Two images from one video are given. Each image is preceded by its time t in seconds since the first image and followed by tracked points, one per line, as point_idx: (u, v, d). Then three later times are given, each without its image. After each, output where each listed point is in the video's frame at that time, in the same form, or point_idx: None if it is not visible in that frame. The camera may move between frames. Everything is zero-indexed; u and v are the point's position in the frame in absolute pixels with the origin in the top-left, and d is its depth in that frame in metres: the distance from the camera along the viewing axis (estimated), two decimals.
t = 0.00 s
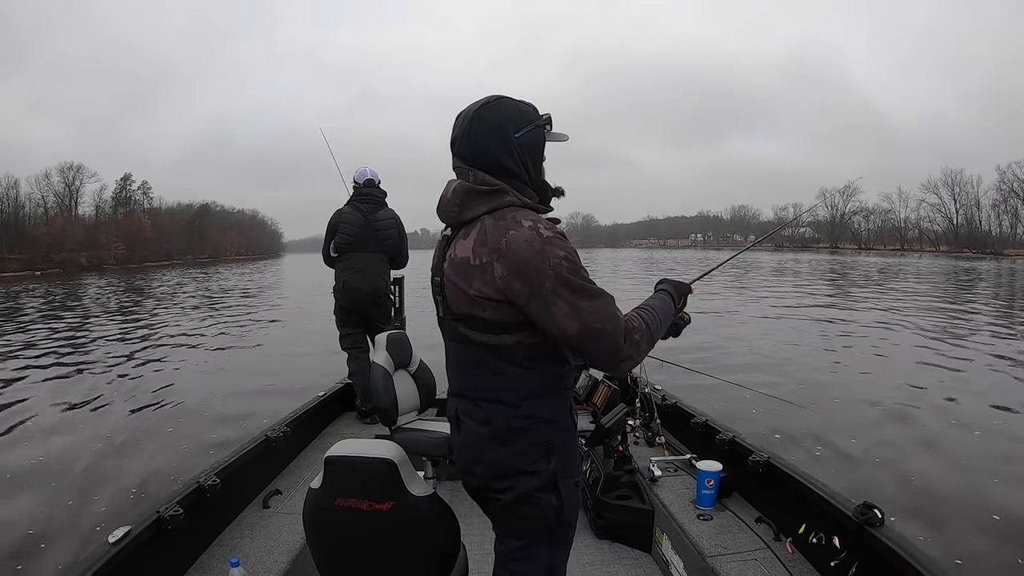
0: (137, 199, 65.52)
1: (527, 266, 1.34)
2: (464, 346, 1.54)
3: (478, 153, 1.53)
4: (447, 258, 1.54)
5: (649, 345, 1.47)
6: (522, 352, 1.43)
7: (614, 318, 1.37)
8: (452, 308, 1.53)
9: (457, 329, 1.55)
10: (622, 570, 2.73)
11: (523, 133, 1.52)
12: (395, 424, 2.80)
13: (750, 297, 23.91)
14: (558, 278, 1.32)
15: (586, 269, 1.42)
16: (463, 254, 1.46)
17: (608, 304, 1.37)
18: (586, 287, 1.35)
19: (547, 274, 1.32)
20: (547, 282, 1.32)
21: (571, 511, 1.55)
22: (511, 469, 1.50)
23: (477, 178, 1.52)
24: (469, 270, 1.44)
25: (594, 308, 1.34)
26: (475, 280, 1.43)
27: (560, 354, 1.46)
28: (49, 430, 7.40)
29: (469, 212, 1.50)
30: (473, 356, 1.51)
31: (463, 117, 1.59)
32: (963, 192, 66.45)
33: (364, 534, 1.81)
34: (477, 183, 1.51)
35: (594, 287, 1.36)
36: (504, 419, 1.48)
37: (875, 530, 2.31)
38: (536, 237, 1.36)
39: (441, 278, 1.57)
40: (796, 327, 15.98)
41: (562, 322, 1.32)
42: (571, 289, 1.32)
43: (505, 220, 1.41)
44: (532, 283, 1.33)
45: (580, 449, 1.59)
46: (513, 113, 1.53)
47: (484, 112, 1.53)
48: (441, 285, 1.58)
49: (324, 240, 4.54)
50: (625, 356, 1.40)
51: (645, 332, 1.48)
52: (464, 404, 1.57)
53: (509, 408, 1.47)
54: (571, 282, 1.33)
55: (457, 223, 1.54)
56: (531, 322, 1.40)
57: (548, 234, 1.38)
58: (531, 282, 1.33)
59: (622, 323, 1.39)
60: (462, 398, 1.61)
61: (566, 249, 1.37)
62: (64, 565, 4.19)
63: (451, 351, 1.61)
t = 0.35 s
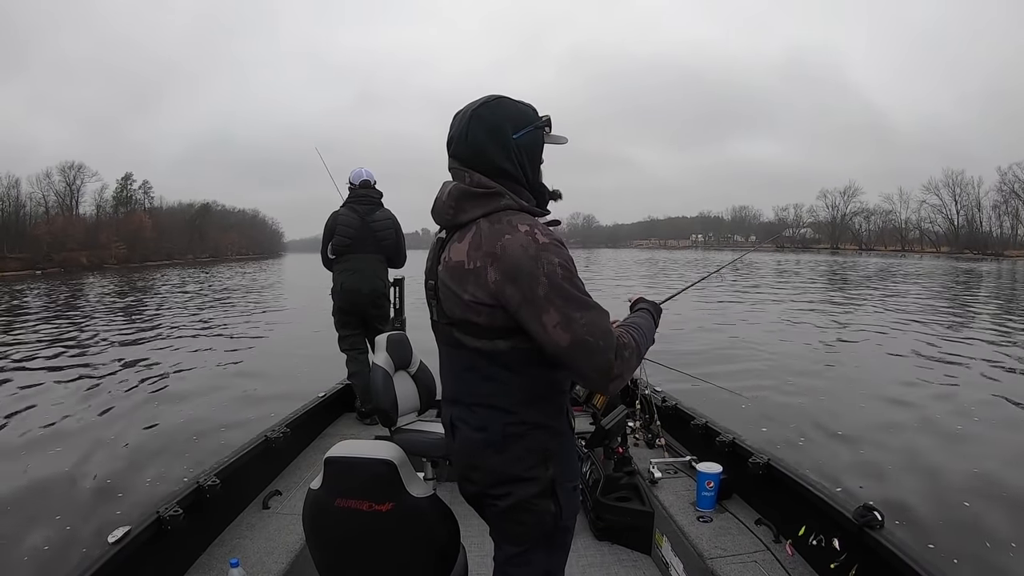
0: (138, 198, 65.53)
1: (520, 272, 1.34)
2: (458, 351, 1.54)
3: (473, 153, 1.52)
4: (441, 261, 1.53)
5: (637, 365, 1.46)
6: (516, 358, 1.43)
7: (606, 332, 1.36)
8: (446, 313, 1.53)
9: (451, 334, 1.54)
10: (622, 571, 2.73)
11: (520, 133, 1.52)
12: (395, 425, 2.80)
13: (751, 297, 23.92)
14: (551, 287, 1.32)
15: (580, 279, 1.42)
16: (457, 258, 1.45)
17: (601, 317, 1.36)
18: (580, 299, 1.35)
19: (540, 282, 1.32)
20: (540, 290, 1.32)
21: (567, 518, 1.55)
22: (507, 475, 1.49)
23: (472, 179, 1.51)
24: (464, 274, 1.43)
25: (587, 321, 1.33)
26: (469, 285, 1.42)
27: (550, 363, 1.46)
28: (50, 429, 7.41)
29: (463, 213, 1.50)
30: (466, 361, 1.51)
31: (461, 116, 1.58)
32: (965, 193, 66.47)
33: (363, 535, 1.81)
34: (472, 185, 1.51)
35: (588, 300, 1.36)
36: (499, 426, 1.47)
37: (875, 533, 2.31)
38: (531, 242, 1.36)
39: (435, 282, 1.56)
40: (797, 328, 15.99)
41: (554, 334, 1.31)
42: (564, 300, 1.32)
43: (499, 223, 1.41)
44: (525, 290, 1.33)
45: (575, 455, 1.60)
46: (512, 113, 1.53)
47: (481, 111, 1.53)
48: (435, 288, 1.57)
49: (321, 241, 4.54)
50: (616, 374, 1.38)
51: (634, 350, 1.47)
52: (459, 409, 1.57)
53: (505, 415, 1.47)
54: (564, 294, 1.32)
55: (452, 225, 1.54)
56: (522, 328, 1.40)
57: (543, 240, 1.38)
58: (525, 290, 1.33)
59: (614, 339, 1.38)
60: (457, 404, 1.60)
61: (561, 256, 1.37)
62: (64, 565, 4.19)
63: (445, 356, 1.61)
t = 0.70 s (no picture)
0: (139, 198, 65.51)
1: (524, 276, 1.33)
2: (460, 355, 1.53)
3: (477, 153, 1.52)
4: (444, 263, 1.52)
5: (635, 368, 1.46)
6: (519, 363, 1.43)
7: (608, 339, 1.36)
8: (448, 316, 1.53)
9: (453, 336, 1.54)
10: (622, 572, 2.73)
11: (524, 134, 1.52)
12: (395, 427, 2.79)
13: (751, 297, 23.93)
14: (555, 291, 1.32)
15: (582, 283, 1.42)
16: (460, 261, 1.44)
17: (603, 323, 1.37)
18: (583, 305, 1.35)
19: (544, 287, 1.32)
20: (543, 294, 1.31)
21: (571, 523, 1.56)
22: (509, 481, 1.49)
23: (475, 180, 1.51)
24: (466, 277, 1.43)
25: (589, 328, 1.33)
26: (472, 288, 1.42)
27: (551, 369, 1.46)
28: (49, 429, 7.40)
29: (466, 215, 1.49)
30: (469, 366, 1.51)
31: (464, 115, 1.58)
32: (965, 193, 66.46)
33: (363, 537, 1.81)
34: (475, 187, 1.50)
35: (591, 305, 1.36)
36: (501, 432, 1.47)
37: (875, 534, 2.31)
38: (536, 246, 1.35)
39: (437, 285, 1.56)
40: (797, 328, 16.00)
41: (556, 341, 1.31)
42: (568, 305, 1.32)
43: (503, 226, 1.41)
44: (529, 294, 1.32)
45: (577, 459, 1.60)
46: (515, 113, 1.52)
47: (484, 111, 1.52)
48: (437, 291, 1.56)
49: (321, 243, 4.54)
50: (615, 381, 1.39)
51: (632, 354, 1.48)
52: (460, 414, 1.56)
53: (508, 419, 1.47)
54: (567, 299, 1.32)
55: (454, 227, 1.54)
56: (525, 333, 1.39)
57: (548, 244, 1.37)
58: (528, 295, 1.32)
59: (615, 345, 1.38)
60: (458, 409, 1.60)
61: (565, 259, 1.37)
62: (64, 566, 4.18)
63: (446, 360, 1.61)
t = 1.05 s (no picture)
0: (139, 197, 65.55)
1: (528, 274, 1.33)
2: (466, 354, 1.53)
3: (484, 150, 1.52)
4: (450, 261, 1.53)
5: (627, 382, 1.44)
6: (524, 362, 1.43)
7: (601, 348, 1.36)
8: (454, 314, 1.53)
9: (459, 335, 1.54)
10: (622, 570, 2.73)
11: (532, 132, 1.53)
12: (395, 425, 2.79)
13: (750, 297, 23.93)
14: (556, 292, 1.32)
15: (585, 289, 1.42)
16: (467, 258, 1.44)
17: (598, 332, 1.36)
18: (582, 310, 1.34)
19: (545, 287, 1.32)
20: (544, 294, 1.32)
21: (574, 523, 1.56)
22: (514, 481, 1.50)
23: (482, 177, 1.51)
24: (473, 275, 1.43)
25: (586, 334, 1.33)
26: (478, 285, 1.42)
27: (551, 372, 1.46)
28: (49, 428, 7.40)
29: (473, 213, 1.49)
30: (475, 365, 1.51)
31: (471, 113, 1.58)
32: (965, 193, 66.48)
33: (365, 536, 1.81)
34: (482, 184, 1.50)
35: (589, 311, 1.35)
36: (507, 432, 1.47)
37: (875, 532, 2.31)
38: (542, 246, 1.35)
39: (443, 282, 1.56)
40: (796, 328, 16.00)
41: (550, 344, 1.32)
42: (566, 309, 1.32)
43: (510, 224, 1.41)
44: (532, 293, 1.33)
45: (582, 460, 1.61)
46: (524, 111, 1.53)
47: (493, 108, 1.52)
48: (442, 289, 1.57)
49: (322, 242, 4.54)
50: (602, 393, 1.37)
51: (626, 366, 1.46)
52: (465, 413, 1.57)
53: (513, 419, 1.47)
54: (565, 305, 1.32)
55: (461, 225, 1.53)
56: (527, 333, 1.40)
57: (554, 245, 1.38)
58: (531, 294, 1.33)
59: (607, 356, 1.38)
60: (461, 408, 1.60)
61: (569, 261, 1.37)
62: (63, 564, 4.17)
63: (451, 358, 1.61)
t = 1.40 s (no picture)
0: (139, 198, 65.55)
1: (529, 270, 1.34)
2: (468, 352, 1.54)
3: (490, 148, 1.52)
4: (452, 259, 1.53)
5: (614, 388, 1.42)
6: (525, 361, 1.44)
7: (591, 349, 1.35)
8: (456, 313, 1.53)
9: (461, 334, 1.54)
10: (621, 569, 2.73)
11: (539, 131, 1.54)
12: (395, 423, 2.79)
13: (751, 298, 23.94)
14: (552, 289, 1.32)
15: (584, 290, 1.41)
16: (469, 255, 1.44)
17: (591, 332, 1.36)
18: (576, 310, 1.33)
19: (542, 283, 1.33)
20: (541, 290, 1.32)
21: (577, 520, 1.57)
22: (516, 481, 1.50)
23: (486, 175, 1.51)
24: (475, 272, 1.43)
25: (577, 333, 1.33)
26: (481, 282, 1.42)
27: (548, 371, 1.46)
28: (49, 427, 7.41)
29: (476, 210, 1.49)
30: (477, 364, 1.51)
31: (478, 112, 1.59)
32: (966, 194, 66.44)
33: (363, 534, 1.81)
34: (486, 182, 1.50)
35: (582, 312, 1.35)
36: (509, 431, 1.48)
37: (874, 531, 2.31)
38: (543, 243, 1.36)
39: (445, 281, 1.56)
40: (797, 328, 16.01)
41: (541, 340, 1.32)
42: (560, 307, 1.32)
43: (512, 222, 1.41)
44: (530, 288, 1.33)
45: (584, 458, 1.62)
46: (531, 111, 1.54)
47: (502, 105, 1.52)
48: (445, 288, 1.57)
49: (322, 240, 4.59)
50: (586, 395, 1.36)
51: (616, 371, 1.44)
52: (466, 412, 1.57)
53: (516, 417, 1.47)
54: (559, 303, 1.32)
55: (464, 223, 1.53)
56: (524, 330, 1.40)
57: (557, 243, 1.38)
58: (529, 290, 1.33)
59: (597, 358, 1.36)
60: (462, 405, 1.60)
61: (570, 260, 1.37)
62: (62, 562, 4.18)
63: (453, 356, 1.62)
